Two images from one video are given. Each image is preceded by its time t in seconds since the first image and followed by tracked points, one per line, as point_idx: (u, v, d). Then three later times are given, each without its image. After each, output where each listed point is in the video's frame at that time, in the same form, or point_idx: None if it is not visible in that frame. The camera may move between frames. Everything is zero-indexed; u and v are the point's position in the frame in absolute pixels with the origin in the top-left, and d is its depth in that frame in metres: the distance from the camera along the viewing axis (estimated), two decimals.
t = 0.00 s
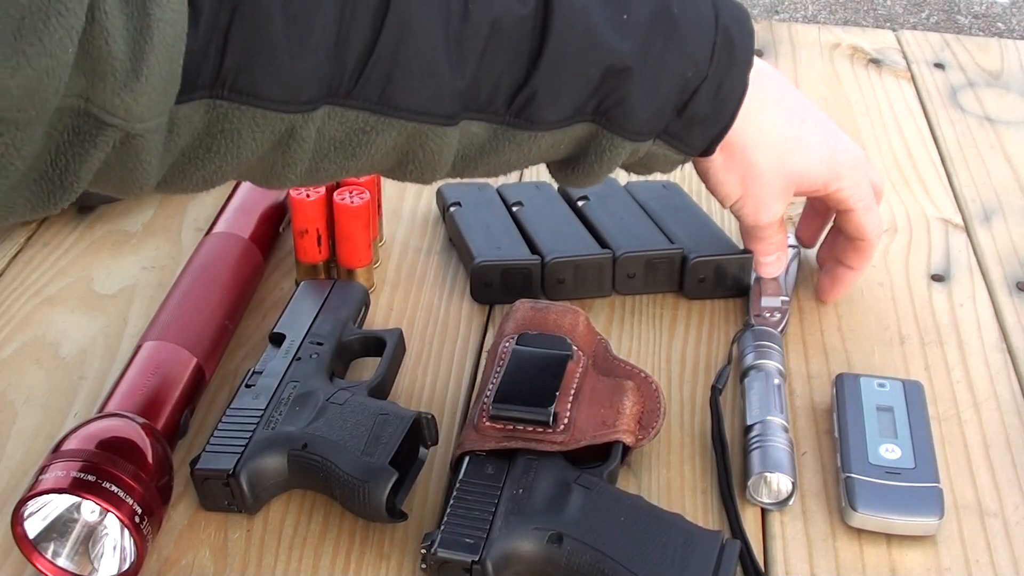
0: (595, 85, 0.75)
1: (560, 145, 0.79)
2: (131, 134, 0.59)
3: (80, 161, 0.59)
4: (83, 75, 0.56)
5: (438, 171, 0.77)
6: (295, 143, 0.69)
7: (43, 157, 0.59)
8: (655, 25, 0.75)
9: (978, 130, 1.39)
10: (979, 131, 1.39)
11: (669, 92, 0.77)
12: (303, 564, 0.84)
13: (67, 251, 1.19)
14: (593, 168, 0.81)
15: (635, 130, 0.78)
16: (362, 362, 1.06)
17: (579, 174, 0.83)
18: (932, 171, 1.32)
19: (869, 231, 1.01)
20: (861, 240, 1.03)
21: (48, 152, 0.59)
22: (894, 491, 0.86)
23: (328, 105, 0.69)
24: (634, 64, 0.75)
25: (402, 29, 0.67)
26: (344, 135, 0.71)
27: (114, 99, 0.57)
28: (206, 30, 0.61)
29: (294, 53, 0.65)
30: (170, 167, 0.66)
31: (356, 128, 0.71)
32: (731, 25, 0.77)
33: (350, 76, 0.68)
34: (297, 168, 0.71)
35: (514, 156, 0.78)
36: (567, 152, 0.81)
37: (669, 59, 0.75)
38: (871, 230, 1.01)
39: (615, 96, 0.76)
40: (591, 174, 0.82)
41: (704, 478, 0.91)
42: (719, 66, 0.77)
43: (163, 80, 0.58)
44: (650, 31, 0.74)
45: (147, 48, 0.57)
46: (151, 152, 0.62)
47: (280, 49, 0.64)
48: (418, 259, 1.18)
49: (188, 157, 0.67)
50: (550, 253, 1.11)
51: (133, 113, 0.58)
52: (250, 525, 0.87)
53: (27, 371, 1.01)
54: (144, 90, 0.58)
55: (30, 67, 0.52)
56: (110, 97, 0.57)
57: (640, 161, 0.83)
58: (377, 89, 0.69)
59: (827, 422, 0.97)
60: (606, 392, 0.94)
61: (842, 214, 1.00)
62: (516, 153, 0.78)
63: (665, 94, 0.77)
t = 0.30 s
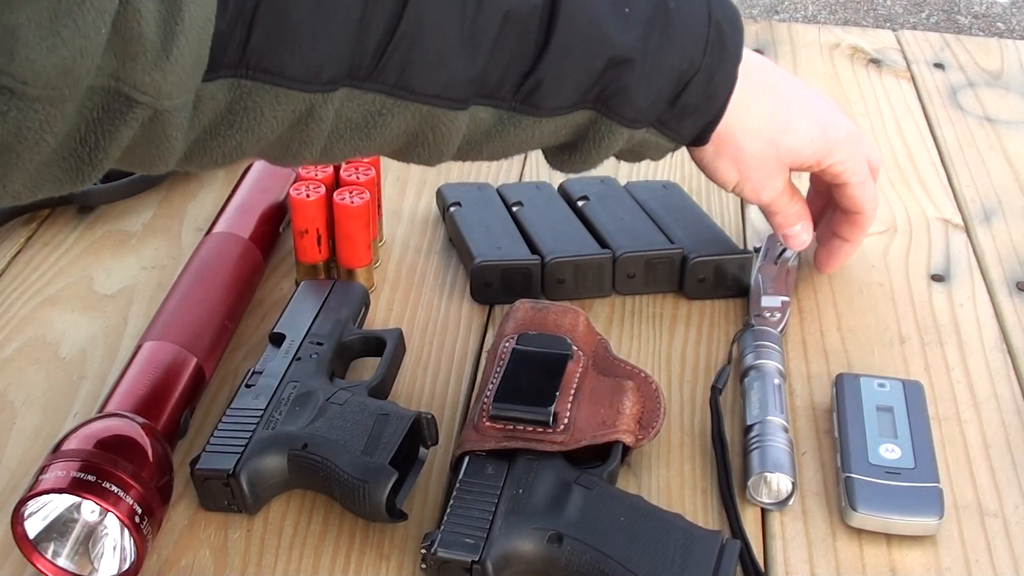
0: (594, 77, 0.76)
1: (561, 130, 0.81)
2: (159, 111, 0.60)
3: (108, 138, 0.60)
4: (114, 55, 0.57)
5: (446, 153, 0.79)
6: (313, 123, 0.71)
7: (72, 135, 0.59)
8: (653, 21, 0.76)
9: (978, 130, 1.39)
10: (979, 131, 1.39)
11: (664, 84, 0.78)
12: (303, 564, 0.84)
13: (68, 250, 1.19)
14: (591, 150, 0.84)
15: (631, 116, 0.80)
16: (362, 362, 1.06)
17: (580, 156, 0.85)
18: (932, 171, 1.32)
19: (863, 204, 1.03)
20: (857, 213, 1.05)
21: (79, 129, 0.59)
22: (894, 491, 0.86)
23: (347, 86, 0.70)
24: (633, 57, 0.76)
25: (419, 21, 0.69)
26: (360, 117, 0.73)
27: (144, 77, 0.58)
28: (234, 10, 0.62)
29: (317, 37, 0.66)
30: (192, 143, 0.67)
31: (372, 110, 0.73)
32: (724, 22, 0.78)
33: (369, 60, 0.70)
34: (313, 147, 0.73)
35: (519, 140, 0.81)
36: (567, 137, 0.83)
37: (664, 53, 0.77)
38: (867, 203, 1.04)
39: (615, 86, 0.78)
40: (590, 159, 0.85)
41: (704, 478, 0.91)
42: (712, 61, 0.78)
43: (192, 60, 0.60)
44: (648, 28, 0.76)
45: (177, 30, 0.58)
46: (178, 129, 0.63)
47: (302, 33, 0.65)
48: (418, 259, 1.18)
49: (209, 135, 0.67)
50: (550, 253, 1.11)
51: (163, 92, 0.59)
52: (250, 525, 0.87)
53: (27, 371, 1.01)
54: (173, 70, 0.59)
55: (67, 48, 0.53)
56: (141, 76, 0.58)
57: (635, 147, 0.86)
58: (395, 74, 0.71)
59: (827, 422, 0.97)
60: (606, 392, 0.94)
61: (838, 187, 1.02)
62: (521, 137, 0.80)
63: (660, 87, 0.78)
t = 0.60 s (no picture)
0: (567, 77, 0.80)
1: (527, 127, 0.85)
2: (143, 96, 0.62)
3: (94, 119, 0.62)
4: (102, 42, 0.59)
5: (413, 143, 0.81)
6: (283, 110, 0.73)
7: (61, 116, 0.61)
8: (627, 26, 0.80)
9: (979, 130, 1.39)
10: (980, 131, 1.38)
11: (634, 87, 0.83)
12: (303, 564, 0.84)
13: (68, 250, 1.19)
14: (561, 152, 0.88)
15: (601, 119, 0.85)
16: (362, 362, 1.06)
17: (552, 159, 0.90)
18: (932, 171, 1.32)
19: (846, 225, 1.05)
20: (842, 233, 1.07)
21: (66, 112, 0.61)
22: (894, 491, 0.86)
23: (314, 77, 0.73)
24: (602, 60, 0.80)
25: (389, 12, 0.71)
26: (328, 106, 0.75)
27: (129, 64, 0.60)
28: None
29: (286, 25, 0.68)
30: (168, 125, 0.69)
31: (339, 99, 0.75)
32: (698, 29, 0.83)
33: (338, 51, 0.72)
34: (283, 133, 0.75)
35: (485, 137, 0.84)
36: (538, 135, 0.87)
37: (635, 56, 0.81)
38: (851, 222, 1.05)
39: (583, 89, 0.82)
40: (558, 159, 0.89)
41: (704, 479, 0.91)
42: (686, 67, 0.83)
43: (173, 46, 0.62)
44: (621, 31, 0.80)
45: (160, 20, 0.60)
46: (158, 113, 0.65)
47: (278, 29, 0.68)
48: (418, 259, 1.18)
49: (183, 116, 0.69)
50: (550, 253, 1.11)
51: (147, 78, 0.61)
52: (250, 525, 0.87)
53: (27, 371, 1.01)
54: (156, 57, 0.61)
55: (62, 38, 0.55)
56: (126, 63, 0.60)
57: (606, 149, 0.90)
58: (362, 65, 0.73)
59: (827, 422, 0.97)
60: (606, 393, 0.94)
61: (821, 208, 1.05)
62: (487, 131, 0.84)
63: (631, 90, 0.83)
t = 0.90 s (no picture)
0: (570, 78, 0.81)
1: (534, 128, 0.85)
2: (157, 97, 0.63)
3: (109, 121, 0.63)
4: (116, 44, 0.59)
5: (422, 146, 0.81)
6: (296, 113, 0.73)
7: (76, 117, 0.62)
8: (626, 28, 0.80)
9: (979, 130, 1.39)
10: (980, 131, 1.38)
11: (634, 88, 0.83)
12: (303, 564, 0.84)
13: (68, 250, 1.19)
14: (565, 153, 0.88)
15: (603, 118, 0.85)
16: (362, 362, 1.06)
17: (556, 160, 0.90)
18: (932, 171, 1.32)
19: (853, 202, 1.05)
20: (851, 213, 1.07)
21: (80, 114, 0.62)
22: (894, 491, 0.86)
23: (326, 79, 0.73)
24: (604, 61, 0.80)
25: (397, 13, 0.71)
26: (340, 108, 0.76)
27: (143, 65, 0.61)
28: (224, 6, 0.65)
29: (298, 30, 0.69)
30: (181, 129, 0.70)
31: (351, 102, 0.75)
32: (698, 32, 0.83)
33: (349, 53, 0.72)
34: (295, 136, 0.75)
35: (492, 138, 0.84)
36: (541, 136, 0.87)
37: (634, 59, 0.81)
38: (859, 200, 1.05)
39: (585, 89, 0.82)
40: (562, 159, 0.89)
41: (704, 479, 0.91)
42: (684, 66, 0.83)
43: (187, 48, 0.62)
44: (621, 33, 0.80)
45: (174, 22, 0.61)
46: (171, 114, 0.66)
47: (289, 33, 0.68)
48: (418, 259, 1.18)
49: (198, 120, 0.70)
50: (550, 253, 1.11)
51: (161, 79, 0.62)
52: (250, 525, 0.87)
53: (27, 371, 1.01)
54: (170, 59, 0.62)
55: (77, 38, 0.56)
56: (140, 65, 0.61)
57: (608, 149, 0.90)
58: (373, 68, 0.74)
59: (827, 422, 0.97)
60: (606, 392, 0.94)
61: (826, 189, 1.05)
62: (495, 133, 0.84)
63: (631, 90, 0.83)
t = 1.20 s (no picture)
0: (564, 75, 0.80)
1: (512, 117, 0.82)
2: (123, 86, 0.62)
3: (76, 113, 0.62)
4: (77, 34, 0.58)
5: (398, 136, 0.80)
6: (261, 105, 0.72)
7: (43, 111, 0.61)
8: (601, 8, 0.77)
9: (978, 130, 1.39)
10: (980, 131, 1.38)
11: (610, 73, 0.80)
12: (303, 564, 0.84)
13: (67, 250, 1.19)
14: (548, 139, 0.85)
15: (580, 100, 0.81)
16: (362, 362, 1.06)
17: (540, 146, 0.86)
18: (932, 171, 1.32)
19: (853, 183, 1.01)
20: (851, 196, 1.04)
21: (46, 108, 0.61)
22: (894, 491, 0.86)
23: (288, 69, 0.71)
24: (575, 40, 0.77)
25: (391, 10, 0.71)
26: (305, 100, 0.74)
27: (107, 54, 0.60)
28: None
29: (256, 17, 0.67)
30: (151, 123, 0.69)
31: (318, 91, 0.74)
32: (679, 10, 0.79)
33: (341, 52, 0.72)
34: (264, 129, 0.75)
35: (470, 125, 0.81)
36: (523, 122, 0.84)
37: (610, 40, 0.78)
38: (858, 182, 1.02)
39: (558, 70, 0.79)
40: (545, 144, 0.85)
41: (704, 479, 0.91)
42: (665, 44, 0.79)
43: (151, 34, 0.61)
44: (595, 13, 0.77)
45: (135, 8, 0.60)
46: (139, 105, 0.65)
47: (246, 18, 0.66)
48: (418, 258, 1.18)
49: (165, 114, 0.69)
50: (550, 253, 1.11)
51: (126, 68, 0.61)
52: (250, 525, 0.87)
53: (27, 371, 1.01)
54: (134, 46, 0.60)
55: (42, 26, 0.55)
56: (104, 53, 0.60)
57: (593, 135, 0.86)
58: (335, 53, 0.72)
59: (827, 422, 0.97)
60: (605, 392, 0.94)
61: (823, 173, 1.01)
62: (471, 121, 0.81)
63: (609, 72, 0.79)
